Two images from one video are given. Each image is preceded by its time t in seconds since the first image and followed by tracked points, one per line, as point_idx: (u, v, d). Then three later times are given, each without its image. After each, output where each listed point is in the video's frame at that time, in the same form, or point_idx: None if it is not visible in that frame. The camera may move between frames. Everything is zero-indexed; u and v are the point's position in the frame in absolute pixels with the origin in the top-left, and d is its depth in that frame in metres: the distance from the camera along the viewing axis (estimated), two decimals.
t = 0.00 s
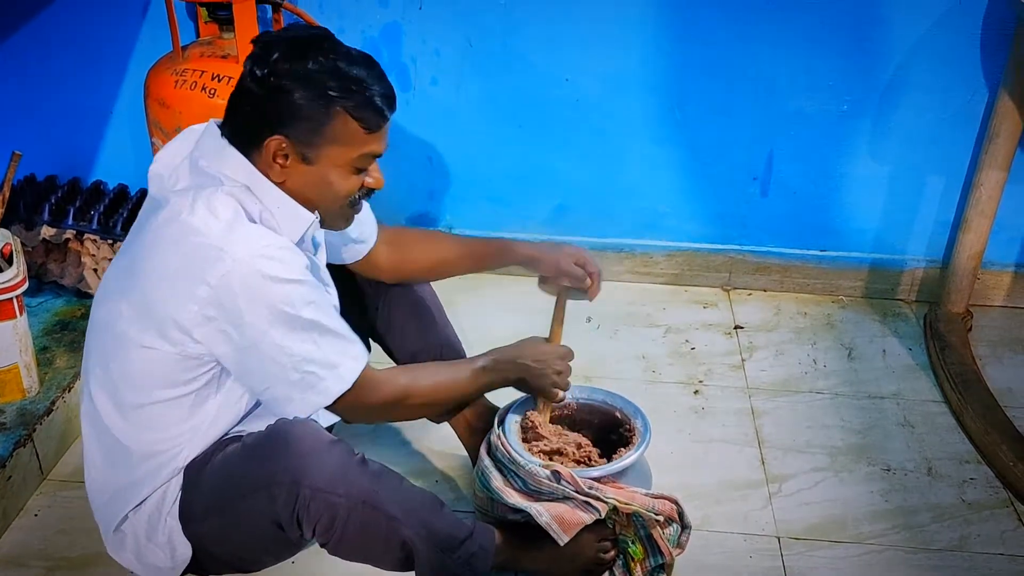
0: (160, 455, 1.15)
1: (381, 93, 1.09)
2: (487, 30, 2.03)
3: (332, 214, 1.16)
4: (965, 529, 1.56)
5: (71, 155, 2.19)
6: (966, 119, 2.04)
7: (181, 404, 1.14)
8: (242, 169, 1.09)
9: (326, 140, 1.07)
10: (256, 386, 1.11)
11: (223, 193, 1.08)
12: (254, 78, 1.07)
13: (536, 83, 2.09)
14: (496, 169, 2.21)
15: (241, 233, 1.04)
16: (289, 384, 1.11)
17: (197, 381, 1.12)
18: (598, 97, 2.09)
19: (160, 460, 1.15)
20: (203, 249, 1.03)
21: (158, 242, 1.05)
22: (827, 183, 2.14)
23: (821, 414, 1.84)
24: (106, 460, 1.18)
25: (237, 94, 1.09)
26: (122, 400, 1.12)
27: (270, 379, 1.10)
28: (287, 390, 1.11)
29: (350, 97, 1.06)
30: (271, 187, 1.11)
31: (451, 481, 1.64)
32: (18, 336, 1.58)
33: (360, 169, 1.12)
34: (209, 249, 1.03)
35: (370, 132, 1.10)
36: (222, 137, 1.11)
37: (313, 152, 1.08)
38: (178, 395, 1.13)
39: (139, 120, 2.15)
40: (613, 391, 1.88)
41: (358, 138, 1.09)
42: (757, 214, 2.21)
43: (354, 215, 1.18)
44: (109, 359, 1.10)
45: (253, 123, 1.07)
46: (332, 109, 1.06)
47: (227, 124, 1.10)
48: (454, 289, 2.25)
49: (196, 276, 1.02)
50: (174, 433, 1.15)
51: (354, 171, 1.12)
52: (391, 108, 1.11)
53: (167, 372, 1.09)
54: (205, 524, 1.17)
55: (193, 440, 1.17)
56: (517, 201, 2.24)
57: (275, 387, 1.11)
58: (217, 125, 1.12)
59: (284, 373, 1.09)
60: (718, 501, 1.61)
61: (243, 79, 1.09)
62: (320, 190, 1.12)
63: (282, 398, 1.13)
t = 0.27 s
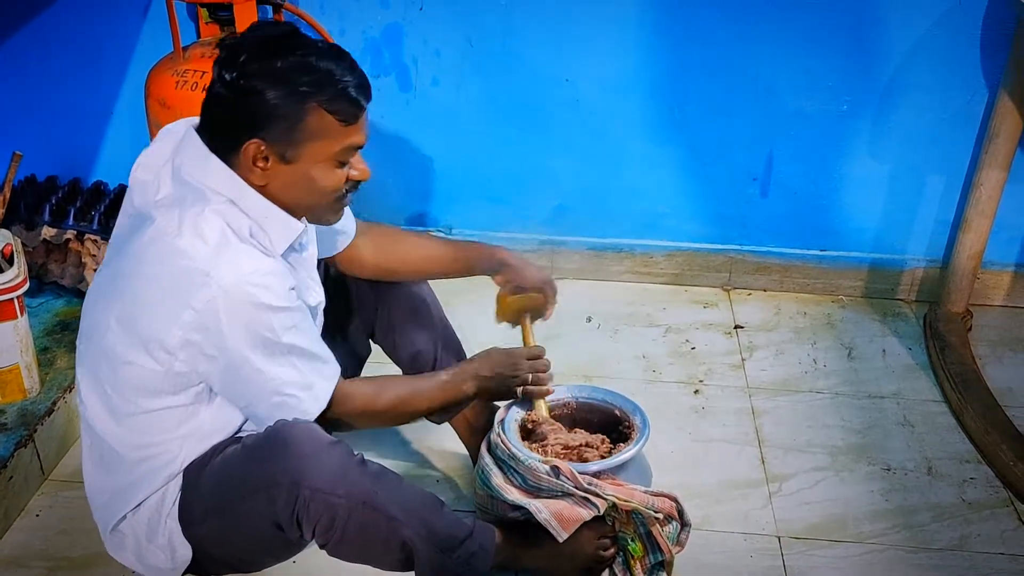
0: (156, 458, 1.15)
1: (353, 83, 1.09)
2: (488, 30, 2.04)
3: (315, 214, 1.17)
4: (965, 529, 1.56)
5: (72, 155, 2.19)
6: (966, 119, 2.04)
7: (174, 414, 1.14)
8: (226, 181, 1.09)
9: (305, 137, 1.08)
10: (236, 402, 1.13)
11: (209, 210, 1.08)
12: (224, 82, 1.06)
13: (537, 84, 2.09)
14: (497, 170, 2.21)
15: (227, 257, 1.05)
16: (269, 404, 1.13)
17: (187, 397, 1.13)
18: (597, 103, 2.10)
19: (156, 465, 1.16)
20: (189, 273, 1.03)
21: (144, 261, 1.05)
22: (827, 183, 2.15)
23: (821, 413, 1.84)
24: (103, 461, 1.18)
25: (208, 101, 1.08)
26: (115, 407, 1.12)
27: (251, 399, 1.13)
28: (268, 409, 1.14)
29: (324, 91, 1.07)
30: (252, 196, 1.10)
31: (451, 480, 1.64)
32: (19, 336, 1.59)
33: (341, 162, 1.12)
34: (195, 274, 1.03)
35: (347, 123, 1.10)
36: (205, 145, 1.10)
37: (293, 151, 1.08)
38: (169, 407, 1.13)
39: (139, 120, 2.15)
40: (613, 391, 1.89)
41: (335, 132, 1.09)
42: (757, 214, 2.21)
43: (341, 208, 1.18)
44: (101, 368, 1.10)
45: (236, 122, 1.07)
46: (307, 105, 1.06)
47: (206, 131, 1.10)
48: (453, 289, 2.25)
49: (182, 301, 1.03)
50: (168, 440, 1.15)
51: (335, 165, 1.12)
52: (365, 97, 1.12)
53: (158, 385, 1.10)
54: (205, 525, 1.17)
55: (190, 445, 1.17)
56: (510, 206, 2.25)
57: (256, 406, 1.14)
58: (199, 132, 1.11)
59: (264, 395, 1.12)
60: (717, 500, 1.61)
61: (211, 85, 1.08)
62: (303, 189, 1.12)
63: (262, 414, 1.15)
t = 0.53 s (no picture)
0: (154, 466, 1.15)
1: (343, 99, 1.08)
2: (486, 34, 2.04)
3: (308, 230, 1.16)
4: (964, 531, 1.56)
5: (71, 160, 2.19)
6: (964, 122, 2.04)
7: (171, 425, 1.14)
8: (216, 197, 1.08)
9: (292, 153, 1.07)
10: (243, 412, 1.14)
11: (198, 229, 1.07)
12: (210, 95, 1.06)
13: (535, 88, 2.09)
14: (496, 174, 2.21)
15: (217, 277, 1.05)
16: (279, 414, 1.13)
17: (184, 408, 1.14)
18: (597, 106, 2.10)
19: (153, 474, 1.16)
20: (180, 295, 1.03)
21: (135, 282, 1.05)
22: (826, 186, 2.15)
23: (820, 416, 1.84)
24: (102, 468, 1.18)
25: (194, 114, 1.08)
26: (112, 418, 1.13)
27: (259, 410, 1.13)
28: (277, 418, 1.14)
29: (311, 108, 1.06)
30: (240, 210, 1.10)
31: (450, 484, 1.64)
32: (18, 340, 1.59)
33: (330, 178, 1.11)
34: (185, 296, 1.03)
35: (337, 139, 1.09)
36: (195, 160, 1.10)
37: (280, 166, 1.07)
38: (167, 418, 1.14)
39: (139, 124, 2.15)
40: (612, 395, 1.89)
41: (324, 149, 1.08)
42: (756, 217, 2.21)
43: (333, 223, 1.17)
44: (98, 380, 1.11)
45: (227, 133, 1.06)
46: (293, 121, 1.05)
47: (195, 145, 1.09)
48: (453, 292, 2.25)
49: (174, 323, 1.04)
50: (166, 450, 1.15)
51: (324, 181, 1.11)
52: (355, 112, 1.10)
53: (153, 399, 1.10)
54: (204, 530, 1.18)
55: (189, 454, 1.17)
56: (511, 210, 2.25)
57: (265, 416, 1.14)
58: (189, 145, 1.10)
59: (272, 406, 1.12)
60: (717, 504, 1.61)
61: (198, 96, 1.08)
62: (292, 205, 1.11)
63: (271, 423, 1.15)
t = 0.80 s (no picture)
0: (159, 463, 1.15)
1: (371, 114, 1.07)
2: (487, 35, 2.04)
3: (320, 233, 1.14)
4: (965, 534, 1.56)
5: (72, 161, 2.19)
6: (966, 124, 2.04)
7: (178, 417, 1.14)
8: (232, 189, 1.09)
9: (317, 163, 1.06)
10: (253, 402, 1.10)
11: (205, 212, 1.07)
12: (242, 99, 1.06)
13: (536, 89, 2.09)
14: (497, 176, 2.21)
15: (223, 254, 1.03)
16: (293, 399, 1.09)
17: (189, 398, 1.13)
18: (597, 106, 2.10)
19: (159, 469, 1.15)
20: (185, 275, 1.02)
21: (141, 268, 1.05)
22: (826, 188, 2.15)
23: (821, 419, 1.84)
24: (106, 467, 1.17)
25: (225, 115, 1.08)
26: (118, 414, 1.13)
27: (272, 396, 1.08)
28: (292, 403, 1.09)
29: (340, 120, 1.05)
30: (256, 207, 1.10)
31: (452, 486, 1.64)
32: (19, 341, 1.59)
33: (350, 190, 1.11)
34: (191, 272, 1.02)
35: (363, 153, 1.08)
36: (214, 155, 1.10)
37: (303, 175, 1.07)
38: (172, 410, 1.13)
39: (140, 126, 2.16)
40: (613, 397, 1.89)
41: (347, 161, 1.08)
42: (757, 220, 2.21)
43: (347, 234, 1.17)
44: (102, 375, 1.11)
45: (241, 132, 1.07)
46: (320, 133, 1.05)
47: (217, 143, 1.10)
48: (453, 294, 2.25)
49: (182, 299, 1.02)
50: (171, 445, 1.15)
51: (344, 193, 1.10)
52: (382, 128, 1.10)
53: (159, 387, 1.10)
54: (205, 532, 1.18)
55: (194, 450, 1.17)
56: (513, 212, 2.26)
57: (278, 403, 1.09)
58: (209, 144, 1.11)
59: (285, 388, 1.08)
60: (718, 507, 1.61)
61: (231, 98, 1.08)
62: (310, 212, 1.11)
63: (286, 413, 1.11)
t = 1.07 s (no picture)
0: (150, 459, 1.15)
1: (372, 105, 1.09)
2: (482, 37, 2.04)
3: (309, 214, 1.13)
4: (962, 537, 1.56)
5: (69, 164, 2.20)
6: (962, 126, 2.04)
7: (165, 405, 1.13)
8: (220, 165, 1.09)
9: (317, 146, 1.06)
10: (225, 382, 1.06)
11: (187, 183, 1.08)
12: (248, 80, 1.06)
13: (531, 91, 2.09)
14: (494, 178, 2.21)
15: (200, 217, 1.04)
16: (264, 377, 1.04)
17: (173, 382, 1.12)
18: (592, 107, 2.10)
19: (150, 465, 1.15)
20: (163, 235, 1.03)
21: (126, 237, 1.06)
22: (823, 190, 2.15)
23: (817, 421, 1.84)
24: (100, 466, 1.18)
25: (228, 94, 1.08)
26: (107, 401, 1.13)
27: (244, 375, 1.04)
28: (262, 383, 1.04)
29: (344, 105, 1.06)
30: (247, 183, 1.09)
31: (447, 489, 1.64)
32: (14, 344, 1.59)
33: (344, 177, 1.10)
34: (169, 232, 1.02)
35: (361, 143, 1.09)
36: (206, 133, 1.10)
37: (301, 157, 1.06)
38: (158, 396, 1.12)
39: (137, 129, 2.16)
40: (609, 399, 1.89)
41: (346, 147, 1.08)
42: (753, 222, 2.21)
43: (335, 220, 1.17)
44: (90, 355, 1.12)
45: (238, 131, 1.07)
46: (324, 117, 1.05)
47: (215, 125, 1.10)
48: (449, 297, 2.25)
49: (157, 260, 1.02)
50: (160, 436, 1.15)
51: (339, 179, 1.10)
52: (380, 122, 1.11)
53: (144, 368, 1.09)
54: (201, 530, 1.17)
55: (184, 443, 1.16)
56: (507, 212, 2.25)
57: (249, 382, 1.05)
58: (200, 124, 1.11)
59: (253, 363, 1.03)
60: (714, 509, 1.61)
61: (234, 79, 1.08)
62: (303, 195, 1.10)
63: (255, 395, 1.05)
